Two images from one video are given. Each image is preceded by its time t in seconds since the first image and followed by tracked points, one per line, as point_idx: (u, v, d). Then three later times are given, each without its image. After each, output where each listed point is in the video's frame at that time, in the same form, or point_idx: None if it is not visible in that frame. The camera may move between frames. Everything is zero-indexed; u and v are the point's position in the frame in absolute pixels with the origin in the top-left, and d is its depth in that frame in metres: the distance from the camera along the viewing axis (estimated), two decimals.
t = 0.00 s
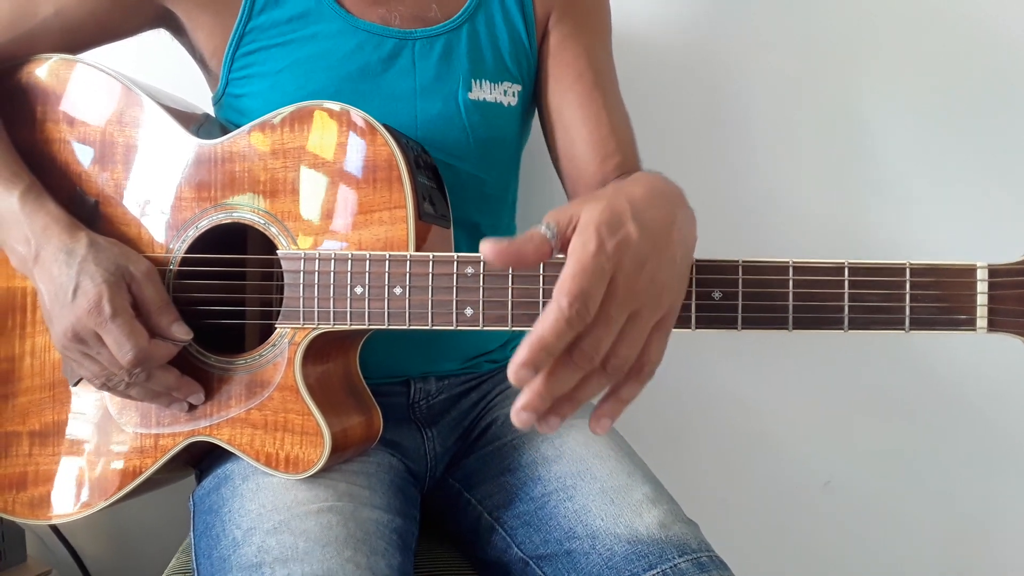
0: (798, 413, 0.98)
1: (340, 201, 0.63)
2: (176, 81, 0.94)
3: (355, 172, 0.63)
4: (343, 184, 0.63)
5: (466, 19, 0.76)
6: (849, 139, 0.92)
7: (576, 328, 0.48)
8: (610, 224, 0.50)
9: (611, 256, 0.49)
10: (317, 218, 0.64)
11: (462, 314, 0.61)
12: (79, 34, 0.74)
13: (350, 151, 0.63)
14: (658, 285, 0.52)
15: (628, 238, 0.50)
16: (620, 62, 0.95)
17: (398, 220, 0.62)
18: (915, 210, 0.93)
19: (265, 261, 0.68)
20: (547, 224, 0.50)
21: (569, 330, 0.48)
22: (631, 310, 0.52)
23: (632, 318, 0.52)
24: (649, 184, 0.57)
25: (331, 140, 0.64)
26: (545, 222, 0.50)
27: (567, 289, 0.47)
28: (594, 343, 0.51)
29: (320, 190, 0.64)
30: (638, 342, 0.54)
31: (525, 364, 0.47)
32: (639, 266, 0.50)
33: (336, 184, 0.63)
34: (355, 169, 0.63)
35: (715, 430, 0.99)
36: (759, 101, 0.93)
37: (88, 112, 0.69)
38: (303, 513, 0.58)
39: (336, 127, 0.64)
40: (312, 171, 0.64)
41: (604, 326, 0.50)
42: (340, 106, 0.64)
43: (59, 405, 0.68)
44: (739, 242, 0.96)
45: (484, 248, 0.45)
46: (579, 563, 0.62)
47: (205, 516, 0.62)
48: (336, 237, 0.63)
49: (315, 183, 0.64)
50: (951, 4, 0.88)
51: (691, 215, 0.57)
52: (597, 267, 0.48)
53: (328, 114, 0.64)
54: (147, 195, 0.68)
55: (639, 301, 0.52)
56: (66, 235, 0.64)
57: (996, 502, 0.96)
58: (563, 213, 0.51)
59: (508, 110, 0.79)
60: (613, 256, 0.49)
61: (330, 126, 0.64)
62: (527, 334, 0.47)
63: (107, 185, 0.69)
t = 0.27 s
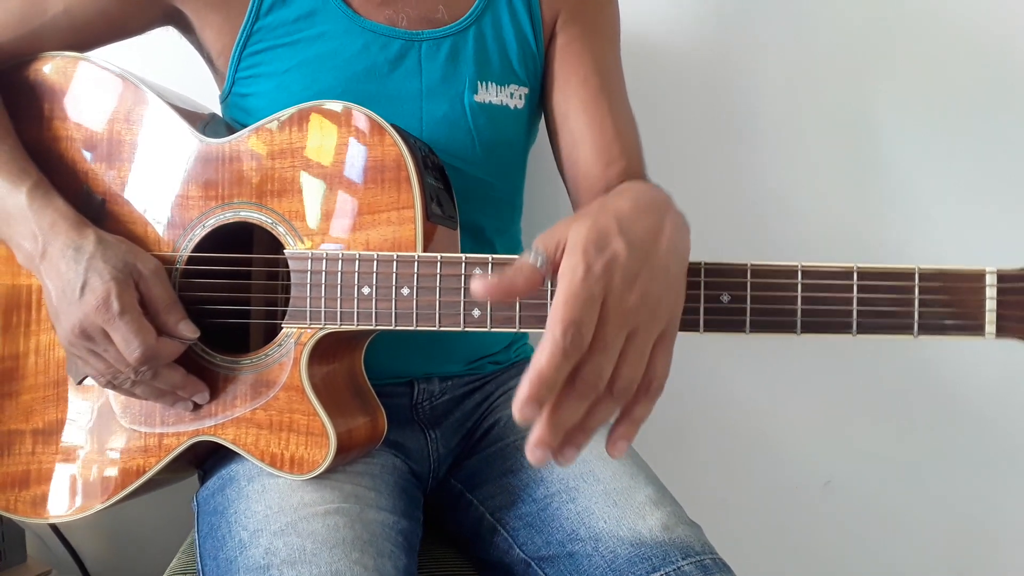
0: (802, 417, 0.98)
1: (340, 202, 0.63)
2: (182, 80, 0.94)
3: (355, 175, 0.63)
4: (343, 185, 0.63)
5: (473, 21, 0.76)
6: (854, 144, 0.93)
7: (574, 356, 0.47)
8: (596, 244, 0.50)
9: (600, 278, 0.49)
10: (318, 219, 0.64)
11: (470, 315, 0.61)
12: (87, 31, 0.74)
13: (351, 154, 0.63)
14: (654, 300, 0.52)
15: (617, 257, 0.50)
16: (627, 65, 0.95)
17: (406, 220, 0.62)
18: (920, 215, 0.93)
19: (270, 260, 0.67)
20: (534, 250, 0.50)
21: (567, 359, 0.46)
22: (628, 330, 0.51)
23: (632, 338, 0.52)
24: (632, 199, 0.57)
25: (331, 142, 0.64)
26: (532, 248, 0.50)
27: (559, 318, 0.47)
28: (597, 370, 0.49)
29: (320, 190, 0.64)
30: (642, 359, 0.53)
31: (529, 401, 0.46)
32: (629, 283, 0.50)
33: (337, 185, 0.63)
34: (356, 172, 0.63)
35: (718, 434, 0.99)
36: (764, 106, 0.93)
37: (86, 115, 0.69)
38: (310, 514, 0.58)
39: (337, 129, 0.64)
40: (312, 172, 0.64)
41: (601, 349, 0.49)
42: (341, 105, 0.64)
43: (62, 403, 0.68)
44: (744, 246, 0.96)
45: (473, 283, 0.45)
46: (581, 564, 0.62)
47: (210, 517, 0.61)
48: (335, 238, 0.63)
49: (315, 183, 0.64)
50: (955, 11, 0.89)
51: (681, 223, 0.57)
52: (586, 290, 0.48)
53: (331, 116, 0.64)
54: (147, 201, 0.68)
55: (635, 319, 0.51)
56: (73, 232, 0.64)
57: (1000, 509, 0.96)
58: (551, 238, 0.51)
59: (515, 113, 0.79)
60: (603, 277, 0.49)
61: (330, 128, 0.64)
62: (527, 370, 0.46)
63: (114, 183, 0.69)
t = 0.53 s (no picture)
0: (795, 421, 0.99)
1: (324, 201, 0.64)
2: (181, 76, 0.94)
3: (338, 176, 0.63)
4: (326, 187, 0.64)
5: (474, 23, 0.76)
6: (850, 152, 0.94)
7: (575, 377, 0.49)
8: (591, 268, 0.51)
9: (595, 301, 0.50)
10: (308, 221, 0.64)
11: (473, 320, 0.62)
12: (88, 28, 0.73)
13: (334, 154, 0.64)
14: (650, 318, 0.52)
15: (612, 278, 0.51)
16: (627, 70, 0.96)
17: (410, 224, 0.62)
18: (914, 224, 0.94)
19: (271, 261, 0.68)
20: (533, 272, 0.52)
21: (568, 381, 0.49)
22: (628, 347, 0.52)
23: (633, 355, 0.52)
24: (627, 217, 0.58)
25: (312, 143, 0.64)
26: (531, 270, 0.52)
27: (557, 344, 0.48)
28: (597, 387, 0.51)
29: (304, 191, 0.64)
30: (644, 373, 0.54)
31: (532, 421, 0.49)
32: (625, 304, 0.51)
33: (321, 185, 0.64)
34: (340, 173, 0.63)
35: (712, 437, 1.00)
36: (762, 113, 0.94)
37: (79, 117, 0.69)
38: (308, 515, 0.58)
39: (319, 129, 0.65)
40: (296, 173, 0.65)
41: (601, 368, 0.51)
42: (326, 109, 0.65)
43: (60, 403, 0.68)
44: (742, 251, 0.96)
45: (478, 308, 0.47)
46: (585, 563, 0.63)
47: (208, 517, 0.62)
48: (321, 240, 0.64)
49: (300, 184, 0.64)
50: (951, 23, 0.90)
51: (676, 238, 0.58)
52: (582, 315, 0.49)
53: (314, 118, 0.65)
54: (133, 191, 0.68)
55: (635, 336, 0.52)
56: (73, 232, 0.64)
57: (988, 513, 0.97)
58: (549, 259, 0.53)
59: (517, 115, 0.80)
60: (598, 300, 0.50)
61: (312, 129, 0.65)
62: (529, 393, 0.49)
63: (115, 182, 0.68)
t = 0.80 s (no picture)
0: (790, 425, 1.00)
1: (315, 201, 0.64)
2: (180, 76, 0.94)
3: (329, 177, 0.64)
4: (321, 190, 0.64)
5: (474, 25, 0.76)
6: (846, 158, 0.94)
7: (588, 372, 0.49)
8: (597, 265, 0.51)
9: (605, 296, 0.50)
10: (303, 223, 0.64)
11: (471, 324, 0.62)
12: (87, 29, 0.73)
13: (325, 155, 0.64)
14: (658, 314, 0.53)
15: (618, 275, 0.52)
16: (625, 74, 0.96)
17: (409, 228, 0.62)
18: (910, 229, 0.94)
19: (268, 264, 0.69)
20: (536, 276, 0.52)
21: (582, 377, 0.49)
22: (638, 342, 0.52)
23: (643, 350, 0.53)
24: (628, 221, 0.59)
25: (302, 145, 0.65)
26: (534, 274, 0.52)
27: (571, 339, 0.48)
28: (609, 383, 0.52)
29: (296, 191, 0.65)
30: (653, 370, 0.54)
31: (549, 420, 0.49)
32: (633, 300, 0.51)
33: (313, 185, 0.64)
34: (332, 174, 0.64)
35: (708, 440, 1.01)
36: (759, 118, 0.94)
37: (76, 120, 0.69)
38: (302, 516, 0.59)
39: (308, 130, 0.65)
40: (288, 175, 0.65)
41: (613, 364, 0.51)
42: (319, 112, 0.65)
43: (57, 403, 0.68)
44: (739, 255, 0.97)
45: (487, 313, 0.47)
46: (585, 564, 0.63)
47: (203, 517, 0.62)
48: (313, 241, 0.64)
49: (292, 186, 0.65)
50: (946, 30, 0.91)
51: (674, 244, 0.58)
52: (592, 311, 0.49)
53: (305, 120, 0.65)
54: (126, 188, 0.68)
55: (644, 332, 0.52)
56: (70, 234, 0.64)
57: (982, 517, 0.98)
58: (552, 262, 0.53)
59: (516, 118, 0.80)
60: (607, 295, 0.50)
61: (301, 131, 0.65)
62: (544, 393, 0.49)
63: (112, 182, 0.68)
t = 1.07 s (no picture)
0: (793, 424, 0.99)
1: (324, 199, 0.63)
2: (179, 75, 0.93)
3: (342, 173, 0.63)
4: (331, 189, 0.63)
5: (473, 20, 0.75)
6: (851, 154, 0.93)
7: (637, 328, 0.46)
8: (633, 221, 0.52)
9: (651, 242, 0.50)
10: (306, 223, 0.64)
11: (466, 326, 0.61)
12: (83, 29, 0.73)
13: (337, 152, 0.63)
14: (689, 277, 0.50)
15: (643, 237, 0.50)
16: (627, 69, 0.95)
17: (403, 229, 0.62)
18: (915, 227, 0.93)
19: (266, 265, 0.69)
20: (557, 246, 0.50)
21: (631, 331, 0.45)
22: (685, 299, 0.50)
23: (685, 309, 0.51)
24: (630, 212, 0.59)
25: (315, 140, 0.64)
26: (555, 244, 0.50)
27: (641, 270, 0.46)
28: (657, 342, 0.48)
29: (305, 188, 0.64)
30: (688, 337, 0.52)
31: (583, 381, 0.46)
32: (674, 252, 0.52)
33: (323, 183, 0.63)
34: (344, 169, 0.63)
35: (710, 440, 1.00)
36: (763, 114, 0.93)
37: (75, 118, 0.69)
38: (298, 518, 0.58)
39: (320, 127, 0.64)
40: (299, 172, 0.64)
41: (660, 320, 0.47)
42: (328, 111, 0.64)
43: (55, 404, 0.68)
44: (741, 253, 0.96)
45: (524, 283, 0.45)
46: (585, 565, 0.63)
47: (199, 519, 0.62)
48: (323, 240, 0.64)
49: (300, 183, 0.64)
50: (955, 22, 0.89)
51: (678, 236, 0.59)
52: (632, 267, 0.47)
53: (316, 117, 0.64)
54: (133, 190, 0.68)
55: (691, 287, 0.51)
56: (64, 236, 0.64)
57: (989, 519, 0.97)
58: (569, 236, 0.51)
59: (517, 113, 0.79)
60: (652, 242, 0.50)
61: (313, 127, 0.64)
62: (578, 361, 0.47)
63: (109, 183, 0.68)
